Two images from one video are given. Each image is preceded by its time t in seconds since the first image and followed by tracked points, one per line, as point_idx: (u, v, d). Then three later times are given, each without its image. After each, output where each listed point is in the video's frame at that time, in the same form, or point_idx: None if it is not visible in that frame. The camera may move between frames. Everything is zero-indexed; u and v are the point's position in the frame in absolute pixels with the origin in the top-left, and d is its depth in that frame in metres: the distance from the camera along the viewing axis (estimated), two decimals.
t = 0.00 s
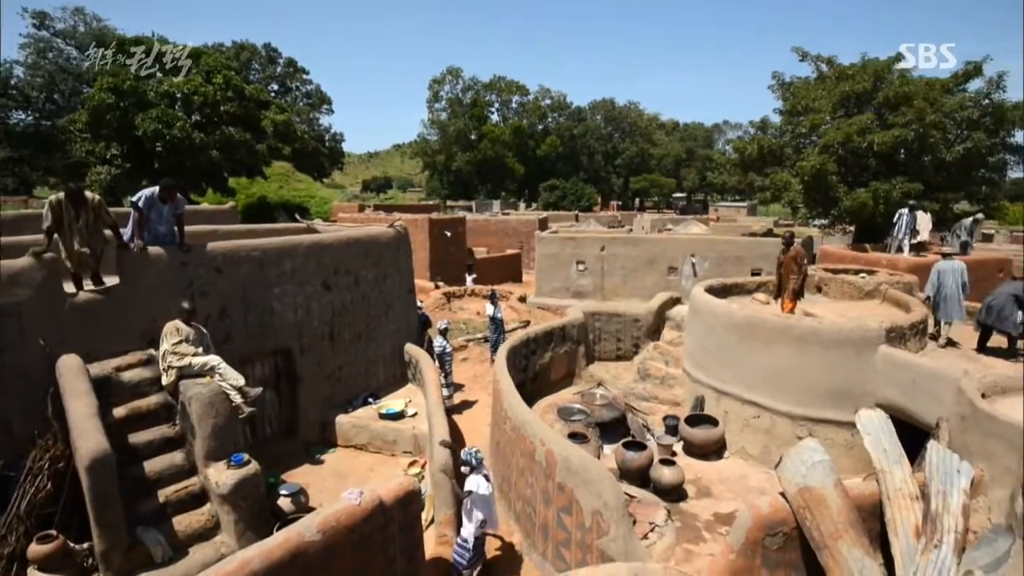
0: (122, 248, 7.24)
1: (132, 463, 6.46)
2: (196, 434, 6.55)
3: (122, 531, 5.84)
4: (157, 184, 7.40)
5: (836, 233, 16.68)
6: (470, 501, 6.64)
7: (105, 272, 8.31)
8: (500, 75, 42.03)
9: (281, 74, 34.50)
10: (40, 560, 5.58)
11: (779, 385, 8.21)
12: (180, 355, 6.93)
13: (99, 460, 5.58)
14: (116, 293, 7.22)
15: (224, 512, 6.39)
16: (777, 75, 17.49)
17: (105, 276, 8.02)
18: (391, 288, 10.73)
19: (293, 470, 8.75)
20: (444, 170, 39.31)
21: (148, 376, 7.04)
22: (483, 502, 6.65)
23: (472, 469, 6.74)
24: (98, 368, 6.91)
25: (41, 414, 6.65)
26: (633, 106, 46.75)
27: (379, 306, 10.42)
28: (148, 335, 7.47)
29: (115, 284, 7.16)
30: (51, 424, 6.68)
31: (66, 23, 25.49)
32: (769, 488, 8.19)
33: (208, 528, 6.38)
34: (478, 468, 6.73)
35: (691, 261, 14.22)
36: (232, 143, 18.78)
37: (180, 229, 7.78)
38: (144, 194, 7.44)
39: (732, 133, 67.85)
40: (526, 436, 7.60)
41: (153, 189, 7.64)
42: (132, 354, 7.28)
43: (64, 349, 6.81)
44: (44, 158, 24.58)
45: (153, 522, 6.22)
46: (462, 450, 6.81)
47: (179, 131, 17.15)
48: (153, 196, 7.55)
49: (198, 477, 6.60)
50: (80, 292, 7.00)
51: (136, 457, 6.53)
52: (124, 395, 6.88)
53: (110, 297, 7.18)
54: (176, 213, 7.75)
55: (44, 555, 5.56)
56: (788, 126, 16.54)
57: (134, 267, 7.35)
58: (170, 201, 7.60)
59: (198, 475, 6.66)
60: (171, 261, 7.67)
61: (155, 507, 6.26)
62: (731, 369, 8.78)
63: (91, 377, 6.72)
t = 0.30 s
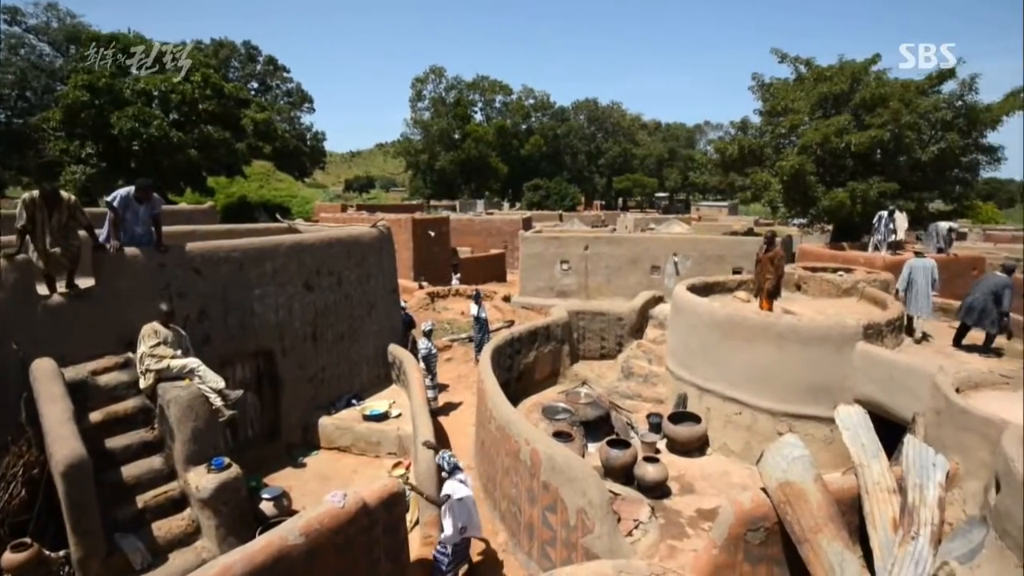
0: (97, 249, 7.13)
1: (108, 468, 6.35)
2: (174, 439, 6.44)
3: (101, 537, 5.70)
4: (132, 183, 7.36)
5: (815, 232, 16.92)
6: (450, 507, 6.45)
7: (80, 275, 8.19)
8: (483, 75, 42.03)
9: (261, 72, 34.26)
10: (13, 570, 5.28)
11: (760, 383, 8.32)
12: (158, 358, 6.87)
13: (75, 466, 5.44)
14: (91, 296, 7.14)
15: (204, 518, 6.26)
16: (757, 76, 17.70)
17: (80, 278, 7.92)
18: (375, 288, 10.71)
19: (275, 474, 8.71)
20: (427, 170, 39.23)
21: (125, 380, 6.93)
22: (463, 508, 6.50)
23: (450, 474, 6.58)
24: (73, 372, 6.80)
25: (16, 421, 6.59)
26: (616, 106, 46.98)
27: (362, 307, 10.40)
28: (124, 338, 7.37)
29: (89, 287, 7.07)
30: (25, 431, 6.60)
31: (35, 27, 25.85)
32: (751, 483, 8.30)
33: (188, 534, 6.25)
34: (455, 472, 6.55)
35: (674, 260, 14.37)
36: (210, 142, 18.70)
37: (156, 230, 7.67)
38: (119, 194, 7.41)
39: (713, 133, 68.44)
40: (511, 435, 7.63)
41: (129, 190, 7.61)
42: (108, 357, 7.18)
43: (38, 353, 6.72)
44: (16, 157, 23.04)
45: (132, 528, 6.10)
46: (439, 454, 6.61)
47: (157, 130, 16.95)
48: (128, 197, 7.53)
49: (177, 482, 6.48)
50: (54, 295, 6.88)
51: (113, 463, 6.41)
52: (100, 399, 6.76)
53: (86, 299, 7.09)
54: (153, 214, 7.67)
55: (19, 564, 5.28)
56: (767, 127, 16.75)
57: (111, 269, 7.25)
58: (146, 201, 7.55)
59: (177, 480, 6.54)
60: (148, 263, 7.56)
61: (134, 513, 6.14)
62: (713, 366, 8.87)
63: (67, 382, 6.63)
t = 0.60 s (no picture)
0: (76, 250, 6.95)
1: (90, 473, 6.23)
2: (156, 442, 6.32)
3: (82, 543, 5.58)
4: (109, 183, 7.18)
5: (798, 232, 17.12)
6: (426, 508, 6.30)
7: (58, 277, 8.04)
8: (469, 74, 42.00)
9: (244, 70, 34.00)
10: None
11: (743, 380, 8.43)
12: (140, 361, 6.72)
13: (54, 471, 5.27)
14: (70, 298, 6.91)
15: (188, 522, 6.18)
16: (741, 77, 17.85)
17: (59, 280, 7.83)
18: (360, 289, 10.70)
19: (260, 478, 8.70)
20: (414, 170, 39.18)
21: (106, 383, 6.78)
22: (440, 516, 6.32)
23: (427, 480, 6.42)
24: (52, 375, 6.62)
25: None
26: (602, 106, 47.14)
27: (347, 307, 10.38)
28: (105, 341, 7.20)
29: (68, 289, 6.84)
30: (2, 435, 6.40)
31: (12, 24, 25.70)
32: (736, 480, 8.40)
33: (171, 538, 6.17)
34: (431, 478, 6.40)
35: (660, 259, 14.48)
36: (193, 142, 18.63)
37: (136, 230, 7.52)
38: (96, 193, 7.23)
39: (698, 133, 68.88)
40: (498, 435, 7.67)
41: (105, 190, 7.45)
42: (88, 360, 7.00)
43: (16, 357, 6.51)
44: None
45: (113, 533, 5.99)
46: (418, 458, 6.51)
47: (137, 128, 16.72)
48: (105, 197, 7.36)
49: (160, 486, 6.39)
50: (32, 297, 6.65)
51: (93, 467, 6.28)
52: (81, 402, 6.61)
53: (64, 301, 6.86)
54: (132, 214, 7.52)
55: None
56: (751, 127, 16.91)
57: (91, 269, 7.06)
58: (124, 201, 7.41)
59: (159, 484, 6.44)
60: (128, 263, 7.38)
61: (116, 518, 6.04)
62: (698, 364, 8.97)
63: (45, 386, 6.44)
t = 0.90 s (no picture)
0: (53, 250, 6.70)
1: (70, 478, 6.08)
2: (138, 446, 6.20)
3: (63, 549, 5.45)
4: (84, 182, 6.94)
5: (781, 231, 17.31)
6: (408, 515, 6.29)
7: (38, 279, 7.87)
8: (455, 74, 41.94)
9: (227, 69, 33.71)
10: None
11: (728, 377, 8.51)
12: (121, 364, 6.49)
13: (33, 477, 5.13)
14: (49, 299, 6.67)
15: (172, 526, 6.11)
16: (725, 78, 17.98)
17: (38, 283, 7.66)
18: (345, 289, 10.68)
19: (244, 479, 8.55)
20: (400, 170, 39.12)
21: (87, 387, 6.60)
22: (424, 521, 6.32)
23: (410, 485, 6.41)
24: (31, 379, 6.39)
25: None
26: (588, 106, 47.28)
27: (332, 307, 10.35)
28: (84, 342, 6.92)
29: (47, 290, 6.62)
30: None
31: None
32: (722, 477, 8.49)
33: (154, 543, 6.10)
34: (415, 483, 6.39)
35: (646, 258, 14.57)
36: (174, 140, 18.58)
37: (115, 230, 7.27)
38: (68, 193, 6.98)
39: (684, 133, 69.25)
40: (486, 435, 7.70)
41: (81, 188, 7.12)
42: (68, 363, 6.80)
43: None
44: None
45: (95, 539, 5.87)
46: (401, 463, 6.50)
47: (117, 127, 16.52)
48: (80, 196, 7.05)
49: (142, 490, 6.29)
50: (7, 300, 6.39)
51: (75, 472, 6.13)
52: (61, 406, 6.43)
53: (42, 303, 6.60)
54: (110, 214, 7.24)
55: None
56: (734, 127, 17.07)
57: (70, 271, 6.82)
58: (100, 201, 7.12)
59: (142, 488, 6.34)
60: (108, 264, 7.15)
61: (98, 523, 5.92)
62: (684, 363, 9.05)
63: (24, 389, 6.23)
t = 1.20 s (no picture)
0: (29, 251, 6.51)
1: (48, 484, 5.89)
2: (118, 450, 6.08)
3: (41, 555, 5.33)
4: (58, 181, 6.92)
5: (763, 231, 17.51)
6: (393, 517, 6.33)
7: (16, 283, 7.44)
8: (440, 73, 41.86)
9: (209, 67, 33.37)
10: None
11: (713, 374, 8.60)
12: (100, 367, 6.37)
13: (9, 484, 5.06)
14: (27, 300, 6.54)
15: (154, 531, 6.00)
16: (709, 78, 18.13)
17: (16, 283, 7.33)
18: (330, 290, 10.61)
19: (227, 483, 8.35)
20: (385, 170, 39.03)
21: (65, 391, 6.44)
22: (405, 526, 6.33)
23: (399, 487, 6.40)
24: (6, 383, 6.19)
25: None
26: (573, 106, 47.42)
27: (317, 309, 10.27)
28: (63, 346, 6.78)
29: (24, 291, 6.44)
30: None
31: None
32: (707, 474, 8.57)
33: (136, 549, 5.96)
34: (405, 487, 6.38)
35: (631, 258, 14.67)
36: (155, 139, 18.35)
37: (93, 231, 7.15)
38: (46, 193, 6.97)
39: (668, 134, 69.63)
40: (473, 435, 7.71)
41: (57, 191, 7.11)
42: (46, 366, 6.64)
43: None
44: None
45: (75, 545, 5.71)
46: (393, 464, 6.46)
47: (97, 126, 16.31)
48: (56, 197, 7.02)
49: (123, 495, 6.12)
50: None
51: (53, 478, 5.94)
52: (38, 410, 6.24)
53: (20, 305, 6.48)
54: (88, 214, 7.13)
55: None
56: (718, 128, 17.21)
57: (48, 272, 6.68)
58: (78, 200, 7.05)
59: (123, 493, 6.17)
60: (86, 265, 7.01)
61: (78, 529, 5.75)
62: (669, 361, 9.12)
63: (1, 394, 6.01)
